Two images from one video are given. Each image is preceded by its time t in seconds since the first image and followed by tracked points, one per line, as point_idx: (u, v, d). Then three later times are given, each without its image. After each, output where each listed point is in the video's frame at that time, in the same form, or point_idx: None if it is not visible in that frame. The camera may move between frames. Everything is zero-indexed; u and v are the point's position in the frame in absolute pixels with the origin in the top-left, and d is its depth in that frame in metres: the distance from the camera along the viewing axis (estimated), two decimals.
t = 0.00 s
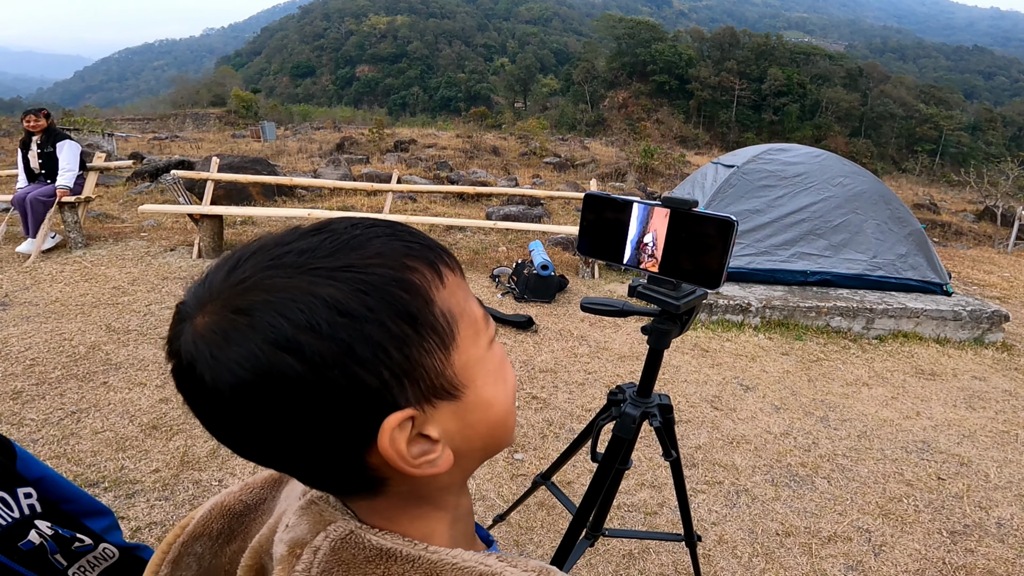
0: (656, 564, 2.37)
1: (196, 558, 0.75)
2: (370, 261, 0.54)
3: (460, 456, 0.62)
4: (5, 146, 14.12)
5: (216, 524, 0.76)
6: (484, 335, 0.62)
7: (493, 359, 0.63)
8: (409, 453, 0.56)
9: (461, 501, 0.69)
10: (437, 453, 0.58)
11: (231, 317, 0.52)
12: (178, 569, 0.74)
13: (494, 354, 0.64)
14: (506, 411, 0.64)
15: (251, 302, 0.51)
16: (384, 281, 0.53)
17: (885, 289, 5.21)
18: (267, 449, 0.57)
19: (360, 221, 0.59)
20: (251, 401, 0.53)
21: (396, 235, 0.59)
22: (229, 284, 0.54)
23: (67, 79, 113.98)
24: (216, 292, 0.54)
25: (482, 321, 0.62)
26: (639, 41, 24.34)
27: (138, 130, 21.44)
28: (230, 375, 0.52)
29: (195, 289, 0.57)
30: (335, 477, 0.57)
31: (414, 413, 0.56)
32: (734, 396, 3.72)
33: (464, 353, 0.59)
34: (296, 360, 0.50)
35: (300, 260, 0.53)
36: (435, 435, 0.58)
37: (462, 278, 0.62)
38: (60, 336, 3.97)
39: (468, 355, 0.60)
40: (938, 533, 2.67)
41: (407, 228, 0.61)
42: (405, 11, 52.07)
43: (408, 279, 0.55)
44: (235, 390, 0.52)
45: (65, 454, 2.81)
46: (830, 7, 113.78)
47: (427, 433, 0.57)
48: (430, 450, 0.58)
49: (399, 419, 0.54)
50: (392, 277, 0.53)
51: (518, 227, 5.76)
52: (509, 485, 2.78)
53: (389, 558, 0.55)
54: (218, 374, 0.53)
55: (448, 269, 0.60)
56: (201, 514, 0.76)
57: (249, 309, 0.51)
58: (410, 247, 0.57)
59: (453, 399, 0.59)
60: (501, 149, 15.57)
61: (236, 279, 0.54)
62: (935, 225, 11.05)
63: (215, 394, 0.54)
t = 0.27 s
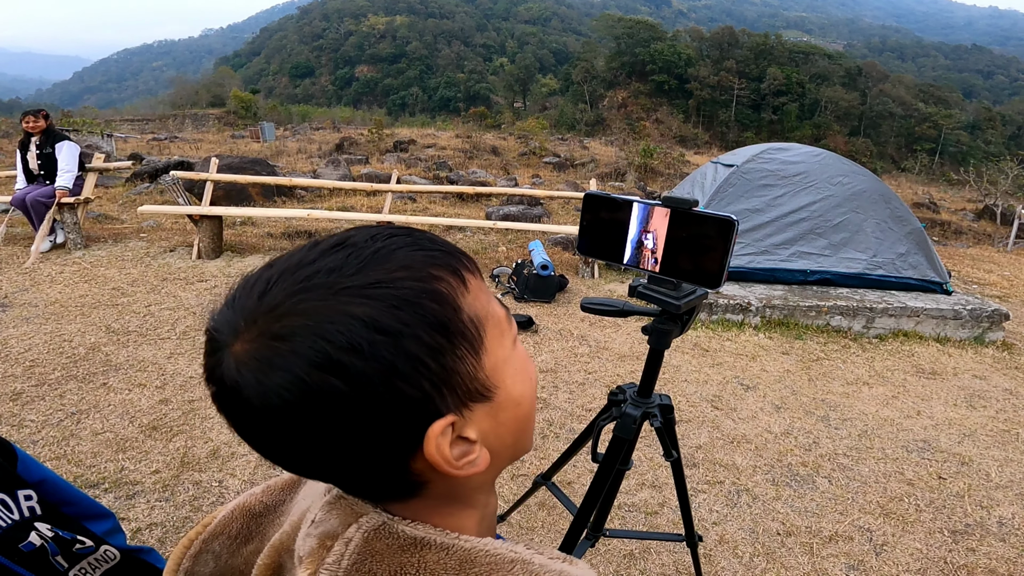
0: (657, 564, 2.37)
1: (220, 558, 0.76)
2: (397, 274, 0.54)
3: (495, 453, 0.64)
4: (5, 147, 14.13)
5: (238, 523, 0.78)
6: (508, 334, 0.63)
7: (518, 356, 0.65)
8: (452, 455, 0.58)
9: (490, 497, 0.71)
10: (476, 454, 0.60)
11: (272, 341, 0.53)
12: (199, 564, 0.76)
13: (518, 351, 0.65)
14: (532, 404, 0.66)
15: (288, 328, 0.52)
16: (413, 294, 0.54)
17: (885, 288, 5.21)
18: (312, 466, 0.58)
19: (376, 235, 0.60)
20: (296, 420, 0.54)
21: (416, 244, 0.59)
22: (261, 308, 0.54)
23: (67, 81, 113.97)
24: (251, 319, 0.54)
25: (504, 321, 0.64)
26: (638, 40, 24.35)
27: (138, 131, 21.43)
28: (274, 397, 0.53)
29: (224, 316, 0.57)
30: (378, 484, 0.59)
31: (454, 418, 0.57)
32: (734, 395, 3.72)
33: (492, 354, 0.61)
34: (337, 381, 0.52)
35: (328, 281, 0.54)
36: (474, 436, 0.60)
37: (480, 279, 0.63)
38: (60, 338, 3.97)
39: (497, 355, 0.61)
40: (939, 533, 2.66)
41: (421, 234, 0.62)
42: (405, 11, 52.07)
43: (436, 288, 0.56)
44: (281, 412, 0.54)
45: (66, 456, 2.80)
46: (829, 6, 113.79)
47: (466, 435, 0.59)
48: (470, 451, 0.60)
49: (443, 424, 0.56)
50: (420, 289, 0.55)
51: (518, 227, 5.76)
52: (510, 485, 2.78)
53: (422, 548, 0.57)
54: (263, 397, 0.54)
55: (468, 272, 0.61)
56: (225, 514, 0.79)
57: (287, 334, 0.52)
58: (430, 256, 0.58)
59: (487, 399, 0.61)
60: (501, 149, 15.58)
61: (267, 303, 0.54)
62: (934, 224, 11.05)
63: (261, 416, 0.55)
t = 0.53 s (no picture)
0: (657, 565, 2.37)
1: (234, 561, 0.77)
2: (430, 302, 0.56)
3: (528, 457, 0.67)
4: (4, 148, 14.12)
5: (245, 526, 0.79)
6: (532, 346, 0.66)
7: (542, 366, 0.67)
8: (493, 466, 0.61)
9: (514, 499, 0.74)
10: (512, 461, 0.62)
11: (321, 377, 0.54)
12: (208, 562, 0.77)
13: (543, 359, 0.67)
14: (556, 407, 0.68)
15: (335, 365, 0.54)
16: (449, 321, 0.55)
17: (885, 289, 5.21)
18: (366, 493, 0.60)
19: (402, 260, 0.60)
20: (346, 447, 0.56)
21: (441, 269, 0.60)
22: (305, 347, 0.55)
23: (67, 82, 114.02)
24: (296, 357, 0.56)
25: (528, 333, 0.66)
26: (638, 41, 24.36)
27: (137, 132, 21.43)
28: (323, 427, 0.55)
29: (268, 356, 0.58)
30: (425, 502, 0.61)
31: (493, 434, 0.60)
32: (734, 396, 3.72)
33: (521, 368, 0.63)
34: (389, 413, 0.54)
35: (366, 316, 0.55)
36: (509, 446, 0.62)
37: (502, 295, 0.65)
38: (59, 339, 3.97)
39: (525, 368, 0.64)
40: (939, 533, 2.66)
41: (441, 255, 0.64)
42: (404, 12, 52.10)
43: (468, 313, 0.57)
44: (332, 441, 0.55)
45: (66, 457, 2.80)
46: (829, 7, 113.85)
47: (503, 446, 0.61)
48: (506, 460, 0.62)
49: (485, 441, 0.58)
50: (455, 316, 0.56)
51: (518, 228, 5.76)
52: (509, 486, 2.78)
53: (455, 543, 0.59)
54: (315, 427, 0.55)
55: (492, 289, 0.62)
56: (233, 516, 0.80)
57: (335, 373, 0.53)
58: (458, 278, 0.59)
59: (519, 412, 0.63)
60: (501, 150, 15.59)
61: (312, 343, 0.55)
62: (934, 225, 11.04)
63: (313, 446, 0.57)
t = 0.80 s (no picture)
0: (653, 567, 2.37)
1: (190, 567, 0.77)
2: (387, 313, 0.55)
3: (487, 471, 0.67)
4: (4, 149, 14.12)
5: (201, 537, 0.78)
6: (495, 358, 0.66)
7: (505, 379, 0.67)
8: (449, 482, 0.61)
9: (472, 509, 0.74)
10: (469, 475, 0.62)
11: (265, 381, 0.54)
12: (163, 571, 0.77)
13: (506, 373, 0.67)
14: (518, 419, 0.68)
15: (279, 374, 0.54)
16: (407, 335, 0.55)
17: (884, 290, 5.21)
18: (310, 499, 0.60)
19: (360, 263, 0.59)
20: (292, 452, 0.56)
21: (403, 277, 0.59)
22: (253, 353, 0.55)
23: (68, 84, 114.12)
24: (241, 364, 0.55)
25: (491, 345, 0.65)
26: (638, 42, 24.38)
27: (137, 133, 21.43)
28: (267, 431, 0.54)
29: (207, 361, 0.58)
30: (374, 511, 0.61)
31: (450, 449, 0.60)
32: (732, 398, 3.71)
33: (483, 381, 0.63)
34: (334, 424, 0.54)
35: (318, 325, 0.54)
36: (467, 459, 0.62)
37: (467, 304, 0.64)
38: (57, 340, 3.97)
39: (485, 382, 0.64)
40: (937, 535, 2.66)
41: (406, 258, 0.62)
42: (405, 13, 52.14)
43: (427, 326, 0.57)
44: (277, 447, 0.55)
45: (62, 458, 2.81)
46: (829, 8, 113.88)
47: (460, 459, 0.61)
48: (462, 473, 0.62)
49: (440, 456, 0.59)
50: (413, 330, 0.55)
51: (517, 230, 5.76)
52: (506, 488, 2.78)
53: (408, 557, 0.59)
54: (255, 432, 0.55)
55: (455, 299, 0.62)
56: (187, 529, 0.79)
57: (282, 385, 0.54)
58: (419, 288, 0.58)
59: (477, 425, 0.63)
60: (501, 152, 15.59)
61: (256, 351, 0.55)
62: (934, 226, 11.03)
63: (254, 450, 0.56)
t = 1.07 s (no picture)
0: (646, 569, 2.37)
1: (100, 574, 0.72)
2: (306, 309, 0.53)
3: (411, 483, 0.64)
4: (5, 151, 14.14)
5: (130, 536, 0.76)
6: (427, 369, 0.63)
7: (438, 389, 0.64)
8: (361, 491, 0.58)
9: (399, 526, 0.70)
10: (388, 485, 0.59)
11: (165, 365, 0.51)
12: None
13: (439, 384, 0.64)
14: (449, 433, 0.65)
15: (178, 362, 0.51)
16: (323, 335, 0.52)
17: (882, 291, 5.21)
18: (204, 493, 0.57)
19: (288, 260, 0.57)
20: (190, 446, 0.53)
21: (333, 276, 0.56)
22: (155, 340, 0.52)
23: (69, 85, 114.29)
24: (141, 350, 0.52)
25: (424, 354, 0.63)
26: (638, 43, 24.40)
27: (138, 134, 21.45)
28: (164, 420, 0.52)
29: (107, 345, 0.55)
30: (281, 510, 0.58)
31: (364, 456, 0.57)
32: (728, 399, 3.71)
33: (410, 389, 0.61)
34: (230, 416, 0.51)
35: (226, 317, 0.51)
36: (385, 469, 0.59)
37: (402, 312, 0.62)
38: (54, 342, 3.97)
39: (413, 391, 0.61)
40: (934, 538, 2.66)
41: (342, 257, 0.60)
42: (405, 14, 52.21)
43: (350, 326, 0.54)
44: (173, 438, 0.52)
45: (56, 459, 2.80)
46: (830, 9, 113.88)
47: (377, 469, 0.58)
48: (381, 483, 0.59)
49: (351, 462, 0.56)
50: (330, 330, 0.53)
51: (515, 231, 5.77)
52: (500, 490, 2.77)
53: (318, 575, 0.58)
54: (147, 420, 0.52)
55: (387, 304, 0.59)
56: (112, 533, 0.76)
57: (179, 374, 0.51)
58: (346, 288, 0.56)
59: (400, 434, 0.60)
60: (501, 152, 15.59)
61: (155, 337, 0.52)
62: (935, 226, 11.03)
63: (146, 439, 0.53)
